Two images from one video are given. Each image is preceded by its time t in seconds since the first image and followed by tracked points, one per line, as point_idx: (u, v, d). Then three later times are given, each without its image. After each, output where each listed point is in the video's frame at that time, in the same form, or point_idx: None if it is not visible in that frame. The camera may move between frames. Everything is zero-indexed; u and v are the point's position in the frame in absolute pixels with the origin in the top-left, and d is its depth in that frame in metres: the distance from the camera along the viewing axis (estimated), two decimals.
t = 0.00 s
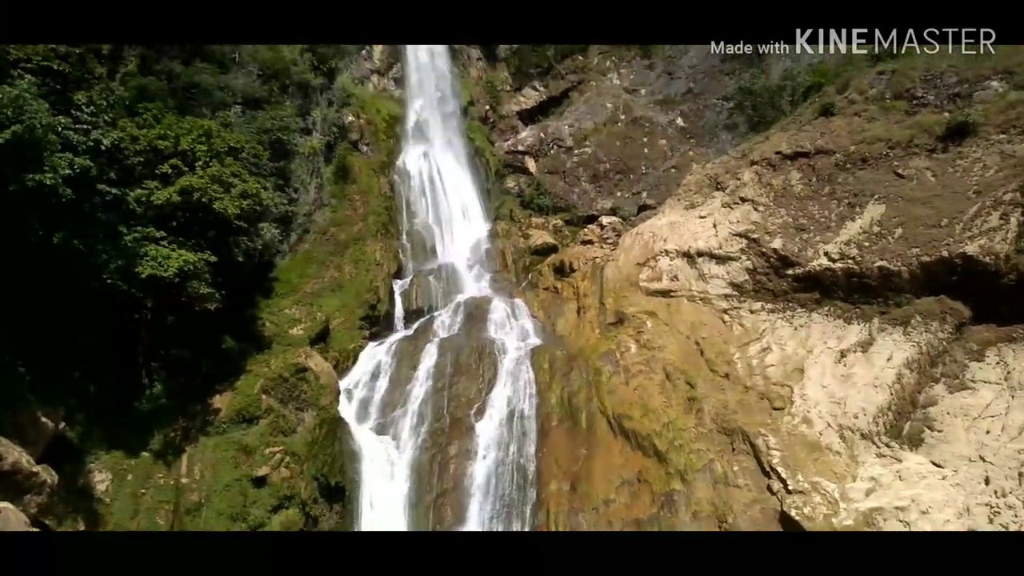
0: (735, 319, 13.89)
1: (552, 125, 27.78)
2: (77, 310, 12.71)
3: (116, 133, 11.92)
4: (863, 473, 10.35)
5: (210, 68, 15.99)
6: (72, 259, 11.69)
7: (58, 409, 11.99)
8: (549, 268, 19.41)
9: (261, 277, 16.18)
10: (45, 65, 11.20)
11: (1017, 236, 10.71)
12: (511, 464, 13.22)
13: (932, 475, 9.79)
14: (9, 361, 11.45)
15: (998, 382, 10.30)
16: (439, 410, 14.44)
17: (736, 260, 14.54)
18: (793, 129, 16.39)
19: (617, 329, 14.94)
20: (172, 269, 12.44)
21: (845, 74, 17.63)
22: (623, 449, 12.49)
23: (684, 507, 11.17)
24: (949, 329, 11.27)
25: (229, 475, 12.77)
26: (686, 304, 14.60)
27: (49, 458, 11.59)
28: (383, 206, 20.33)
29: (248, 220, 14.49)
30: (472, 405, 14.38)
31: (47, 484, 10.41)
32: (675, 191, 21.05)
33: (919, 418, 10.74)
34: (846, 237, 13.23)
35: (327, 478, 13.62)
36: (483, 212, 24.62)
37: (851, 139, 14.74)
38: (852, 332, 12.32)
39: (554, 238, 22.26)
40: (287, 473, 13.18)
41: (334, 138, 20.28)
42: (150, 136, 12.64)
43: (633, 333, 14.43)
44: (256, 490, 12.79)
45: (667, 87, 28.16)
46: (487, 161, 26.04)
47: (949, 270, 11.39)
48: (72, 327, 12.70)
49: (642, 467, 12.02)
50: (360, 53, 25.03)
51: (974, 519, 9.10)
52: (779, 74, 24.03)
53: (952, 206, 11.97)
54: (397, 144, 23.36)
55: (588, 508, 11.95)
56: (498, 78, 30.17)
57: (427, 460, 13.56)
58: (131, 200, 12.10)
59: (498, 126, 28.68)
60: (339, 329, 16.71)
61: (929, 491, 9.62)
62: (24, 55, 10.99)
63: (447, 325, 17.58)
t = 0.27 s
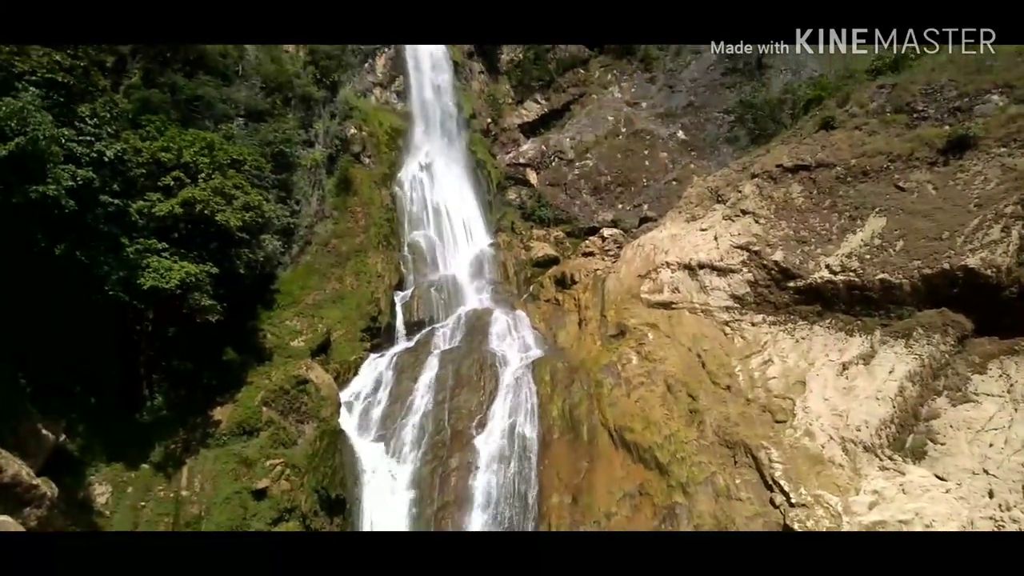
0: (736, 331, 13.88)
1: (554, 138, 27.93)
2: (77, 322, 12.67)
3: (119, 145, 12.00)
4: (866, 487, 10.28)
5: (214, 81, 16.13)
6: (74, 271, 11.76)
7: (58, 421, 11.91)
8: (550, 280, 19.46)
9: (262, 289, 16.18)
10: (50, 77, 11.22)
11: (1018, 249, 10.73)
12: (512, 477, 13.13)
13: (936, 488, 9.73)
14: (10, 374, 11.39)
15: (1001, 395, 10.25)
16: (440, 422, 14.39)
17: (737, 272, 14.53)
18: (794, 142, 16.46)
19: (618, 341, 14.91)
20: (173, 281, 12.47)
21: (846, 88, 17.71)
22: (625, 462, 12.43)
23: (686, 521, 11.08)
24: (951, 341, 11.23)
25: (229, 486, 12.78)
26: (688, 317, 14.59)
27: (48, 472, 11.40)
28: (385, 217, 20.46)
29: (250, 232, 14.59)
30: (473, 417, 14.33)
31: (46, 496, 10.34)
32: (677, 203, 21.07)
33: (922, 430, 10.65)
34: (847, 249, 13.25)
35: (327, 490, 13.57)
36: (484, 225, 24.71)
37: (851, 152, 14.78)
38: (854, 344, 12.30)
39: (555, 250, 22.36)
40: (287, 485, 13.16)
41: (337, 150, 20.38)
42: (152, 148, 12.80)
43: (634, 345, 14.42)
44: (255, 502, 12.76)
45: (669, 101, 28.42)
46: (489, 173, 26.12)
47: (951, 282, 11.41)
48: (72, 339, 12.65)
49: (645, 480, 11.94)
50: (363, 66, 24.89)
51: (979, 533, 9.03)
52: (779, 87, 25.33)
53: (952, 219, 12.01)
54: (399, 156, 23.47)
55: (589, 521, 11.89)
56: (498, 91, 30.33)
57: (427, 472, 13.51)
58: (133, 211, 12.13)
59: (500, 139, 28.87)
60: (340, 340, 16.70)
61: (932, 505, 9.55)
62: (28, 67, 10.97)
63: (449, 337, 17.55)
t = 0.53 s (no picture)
0: (739, 337, 13.87)
1: (555, 145, 27.97)
2: (78, 327, 12.66)
3: (122, 153, 12.09)
4: (869, 493, 10.23)
5: (216, 89, 16.20)
6: (77, 277, 11.77)
7: (60, 427, 11.87)
8: (552, 286, 19.49)
9: (264, 295, 16.20)
10: (54, 85, 11.27)
11: (1021, 255, 10.72)
12: (513, 483, 13.17)
13: (939, 495, 9.68)
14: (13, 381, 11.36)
15: (1004, 402, 10.22)
16: (441, 428, 14.37)
17: (739, 278, 14.51)
18: (796, 149, 16.46)
19: (620, 347, 14.90)
20: (175, 287, 12.52)
21: (847, 95, 17.76)
22: (626, 468, 12.40)
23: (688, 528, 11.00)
24: (954, 347, 11.21)
25: (230, 493, 12.80)
26: (689, 323, 14.57)
27: (48, 479, 11.38)
28: (387, 223, 20.57)
29: (252, 239, 14.57)
30: (474, 423, 14.32)
31: (46, 503, 10.31)
32: (679, 210, 21.08)
33: (925, 437, 10.63)
34: (849, 255, 13.24)
35: (328, 497, 13.52)
36: (485, 231, 24.73)
37: (853, 159, 14.78)
38: (857, 350, 12.27)
39: (556, 256, 22.43)
40: (288, 492, 13.13)
41: (339, 157, 20.42)
42: (155, 155, 12.86)
43: (636, 351, 14.42)
44: (256, 509, 12.75)
45: (669, 108, 28.99)
46: (491, 180, 26.23)
47: (953, 288, 11.41)
48: (74, 345, 12.62)
49: (646, 486, 11.89)
50: (365, 74, 24.30)
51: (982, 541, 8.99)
52: (780, 95, 26.47)
53: (954, 225, 12.03)
54: (403, 161, 23.48)
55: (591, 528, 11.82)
56: (500, 96, 30.47)
57: (428, 478, 13.50)
58: (136, 218, 12.24)
59: (502, 145, 28.97)
60: (341, 347, 16.67)
61: (935, 512, 9.51)
62: (33, 75, 11.00)
63: (450, 343, 17.56)
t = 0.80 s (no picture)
0: (736, 346, 13.86)
1: (552, 155, 28.06)
2: (75, 338, 12.59)
3: (118, 164, 12.12)
4: (868, 503, 10.23)
5: (213, 100, 16.24)
6: (74, 289, 11.76)
7: (55, 440, 11.82)
8: (549, 296, 19.54)
9: (261, 306, 16.19)
10: (51, 96, 11.31)
11: (1016, 263, 10.82)
12: (513, 494, 13.08)
13: (938, 504, 9.67)
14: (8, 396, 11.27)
15: (1001, 410, 10.25)
16: (439, 439, 14.34)
17: (736, 288, 14.52)
18: (791, 158, 16.53)
19: (618, 357, 14.88)
20: (172, 298, 12.52)
21: (841, 105, 17.89)
22: (624, 479, 12.38)
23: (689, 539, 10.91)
24: (951, 356, 11.23)
25: (227, 506, 12.76)
26: (687, 332, 14.58)
27: (43, 493, 11.37)
28: (385, 233, 20.46)
29: (249, 249, 14.53)
30: (472, 434, 14.27)
31: (41, 517, 10.17)
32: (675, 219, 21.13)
33: (923, 445, 10.60)
34: (846, 264, 13.28)
35: (325, 509, 13.39)
36: (484, 238, 24.57)
37: (848, 168, 14.84)
38: (854, 359, 12.28)
39: (554, 266, 22.49)
40: (285, 504, 13.14)
41: (336, 167, 20.40)
42: (152, 167, 12.87)
43: (633, 360, 14.41)
44: (253, 522, 12.73)
45: (666, 117, 29.19)
46: (488, 190, 26.22)
47: (950, 297, 11.44)
48: (70, 358, 12.51)
49: (645, 497, 11.85)
50: (361, 84, 23.88)
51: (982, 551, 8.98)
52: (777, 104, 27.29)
53: (950, 233, 12.10)
54: (403, 168, 23.27)
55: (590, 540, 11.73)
56: (496, 107, 30.50)
57: (426, 490, 13.37)
58: (133, 230, 12.23)
59: (498, 155, 28.97)
60: (338, 357, 16.60)
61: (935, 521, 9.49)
62: (30, 86, 11.03)
63: (448, 353, 17.53)
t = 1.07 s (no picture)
0: (736, 359, 13.86)
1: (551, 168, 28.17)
2: (74, 352, 12.32)
3: (119, 177, 12.21)
4: (869, 518, 10.19)
5: (214, 114, 16.36)
6: (73, 303, 11.83)
7: (54, 453, 11.84)
8: (549, 308, 19.58)
9: (261, 319, 16.22)
10: (53, 111, 11.39)
11: (1016, 276, 10.88)
12: (512, 508, 13.04)
13: (940, 519, 9.62)
14: (7, 407, 11.43)
15: (1002, 424, 10.21)
16: (439, 453, 14.26)
17: (736, 301, 14.55)
18: (790, 171, 16.60)
19: (618, 370, 14.87)
20: (171, 311, 12.52)
21: (839, 119, 18.03)
22: (625, 493, 12.29)
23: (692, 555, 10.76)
24: (951, 370, 11.23)
25: (223, 521, 12.60)
26: (687, 345, 14.60)
27: (41, 506, 11.45)
28: (384, 246, 20.66)
29: (248, 262, 14.49)
30: (471, 448, 14.23)
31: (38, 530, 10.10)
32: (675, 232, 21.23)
33: (924, 460, 10.56)
34: (845, 277, 13.33)
35: (324, 524, 13.32)
36: (483, 252, 24.69)
37: (846, 182, 14.90)
38: (854, 373, 12.27)
39: (553, 278, 22.56)
40: (284, 519, 13.00)
41: (336, 181, 20.44)
42: (152, 180, 12.95)
43: (633, 374, 14.39)
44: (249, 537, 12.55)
45: (665, 131, 29.88)
46: (488, 204, 26.32)
47: (950, 310, 11.45)
48: (68, 371, 12.35)
49: (645, 511, 11.79)
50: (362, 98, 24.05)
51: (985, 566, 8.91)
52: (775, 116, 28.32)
53: (949, 246, 12.15)
54: (405, 180, 23.31)
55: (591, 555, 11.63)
56: (497, 121, 30.34)
57: (425, 504, 13.25)
58: (134, 243, 12.32)
59: (498, 168, 28.85)
60: (338, 370, 16.57)
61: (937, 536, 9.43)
62: (32, 100, 11.09)
63: (447, 366, 17.55)
